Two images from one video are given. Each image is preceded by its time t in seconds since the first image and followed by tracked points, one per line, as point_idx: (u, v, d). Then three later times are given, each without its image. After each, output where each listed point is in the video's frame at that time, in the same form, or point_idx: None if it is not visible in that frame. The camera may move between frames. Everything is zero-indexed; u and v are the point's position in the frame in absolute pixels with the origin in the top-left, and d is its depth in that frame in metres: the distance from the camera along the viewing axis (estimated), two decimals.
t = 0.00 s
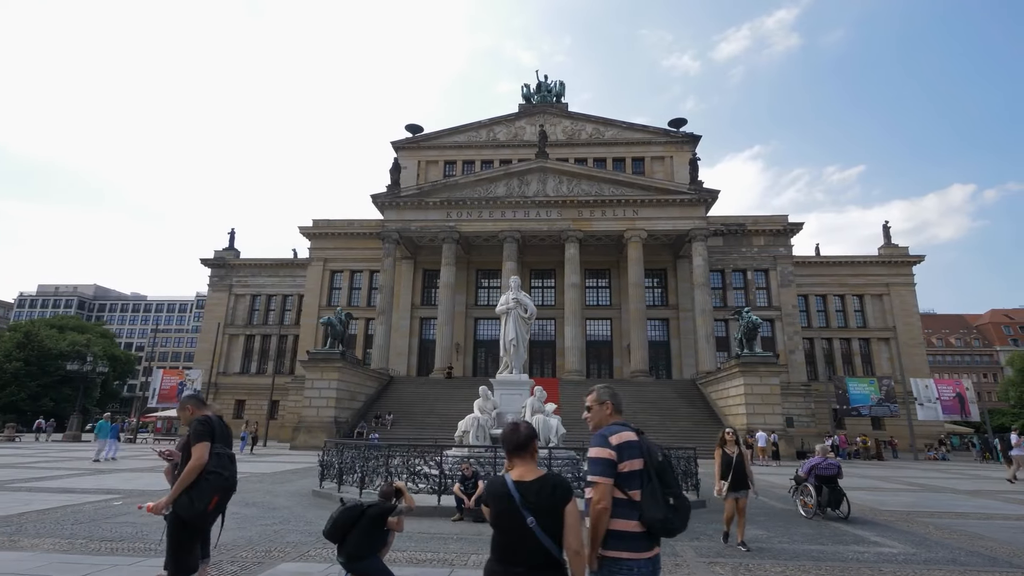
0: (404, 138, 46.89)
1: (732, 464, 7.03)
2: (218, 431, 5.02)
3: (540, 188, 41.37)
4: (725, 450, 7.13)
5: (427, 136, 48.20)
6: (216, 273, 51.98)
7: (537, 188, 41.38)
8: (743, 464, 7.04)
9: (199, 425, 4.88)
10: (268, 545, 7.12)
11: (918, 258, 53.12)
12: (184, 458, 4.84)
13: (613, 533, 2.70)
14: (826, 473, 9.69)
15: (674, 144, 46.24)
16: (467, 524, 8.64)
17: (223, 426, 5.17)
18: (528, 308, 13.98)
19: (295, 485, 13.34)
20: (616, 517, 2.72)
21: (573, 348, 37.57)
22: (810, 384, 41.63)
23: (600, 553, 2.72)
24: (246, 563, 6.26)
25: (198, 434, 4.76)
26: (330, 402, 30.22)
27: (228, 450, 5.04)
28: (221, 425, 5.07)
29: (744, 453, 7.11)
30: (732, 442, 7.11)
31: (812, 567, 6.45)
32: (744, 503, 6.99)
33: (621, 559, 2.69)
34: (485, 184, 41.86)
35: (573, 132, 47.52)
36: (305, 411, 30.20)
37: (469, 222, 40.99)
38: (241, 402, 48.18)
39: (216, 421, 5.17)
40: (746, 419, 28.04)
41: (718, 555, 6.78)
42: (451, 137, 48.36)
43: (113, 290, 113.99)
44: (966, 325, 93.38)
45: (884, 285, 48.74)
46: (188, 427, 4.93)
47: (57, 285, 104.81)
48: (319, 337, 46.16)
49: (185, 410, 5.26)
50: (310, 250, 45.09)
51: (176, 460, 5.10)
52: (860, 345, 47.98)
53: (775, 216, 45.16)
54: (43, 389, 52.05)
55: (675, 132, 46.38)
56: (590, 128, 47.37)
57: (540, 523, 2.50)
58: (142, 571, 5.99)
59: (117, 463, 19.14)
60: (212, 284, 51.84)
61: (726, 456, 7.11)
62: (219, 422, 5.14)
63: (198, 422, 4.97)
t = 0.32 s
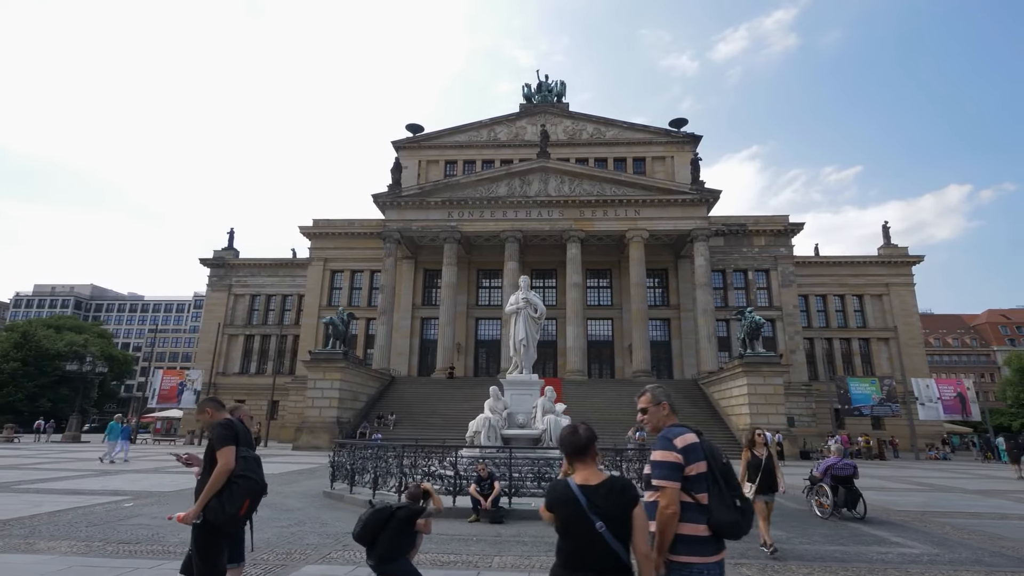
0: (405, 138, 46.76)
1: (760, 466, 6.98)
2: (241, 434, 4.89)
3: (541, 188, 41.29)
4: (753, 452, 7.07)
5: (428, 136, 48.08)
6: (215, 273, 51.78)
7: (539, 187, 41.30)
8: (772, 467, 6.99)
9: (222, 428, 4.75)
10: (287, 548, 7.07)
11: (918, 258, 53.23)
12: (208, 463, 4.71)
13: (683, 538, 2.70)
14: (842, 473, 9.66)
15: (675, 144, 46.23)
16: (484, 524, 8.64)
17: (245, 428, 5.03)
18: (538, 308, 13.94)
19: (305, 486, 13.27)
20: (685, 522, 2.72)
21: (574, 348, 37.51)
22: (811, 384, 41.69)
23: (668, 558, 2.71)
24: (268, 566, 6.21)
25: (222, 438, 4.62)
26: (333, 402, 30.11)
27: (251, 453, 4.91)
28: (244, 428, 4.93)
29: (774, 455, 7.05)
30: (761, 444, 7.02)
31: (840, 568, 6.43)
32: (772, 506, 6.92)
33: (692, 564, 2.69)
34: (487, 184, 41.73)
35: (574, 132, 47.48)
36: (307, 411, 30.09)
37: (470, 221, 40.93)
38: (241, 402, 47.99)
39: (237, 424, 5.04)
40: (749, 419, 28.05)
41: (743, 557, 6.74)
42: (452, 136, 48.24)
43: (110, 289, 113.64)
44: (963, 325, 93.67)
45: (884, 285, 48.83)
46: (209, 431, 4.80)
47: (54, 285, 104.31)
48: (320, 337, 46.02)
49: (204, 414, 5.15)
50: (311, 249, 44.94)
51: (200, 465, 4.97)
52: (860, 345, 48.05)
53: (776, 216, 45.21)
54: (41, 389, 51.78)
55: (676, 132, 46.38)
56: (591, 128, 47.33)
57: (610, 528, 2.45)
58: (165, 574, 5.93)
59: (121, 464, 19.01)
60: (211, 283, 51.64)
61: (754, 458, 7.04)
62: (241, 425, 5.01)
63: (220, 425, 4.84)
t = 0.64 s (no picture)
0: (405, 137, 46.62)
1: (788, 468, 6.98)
2: (264, 437, 4.67)
3: (542, 188, 41.22)
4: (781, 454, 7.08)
5: (428, 135, 47.93)
6: (212, 273, 51.48)
7: (540, 187, 41.23)
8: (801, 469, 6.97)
9: (245, 429, 4.53)
10: (307, 550, 7.00)
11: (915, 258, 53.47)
12: (229, 465, 4.49)
13: (753, 542, 2.65)
14: (858, 473, 9.66)
15: (675, 145, 46.29)
16: (501, 525, 8.57)
17: (268, 431, 4.79)
18: (548, 308, 13.91)
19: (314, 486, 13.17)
20: (755, 525, 2.67)
21: (575, 348, 37.48)
22: (811, 383, 41.80)
23: (740, 560, 2.66)
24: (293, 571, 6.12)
25: (245, 439, 4.40)
26: (334, 402, 29.98)
27: (273, 456, 4.66)
28: (267, 431, 4.71)
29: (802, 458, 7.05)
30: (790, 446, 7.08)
31: (867, 569, 6.43)
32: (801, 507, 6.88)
33: (763, 567, 2.65)
34: (487, 184, 41.63)
35: (574, 132, 47.47)
36: (308, 412, 29.94)
37: (470, 221, 40.86)
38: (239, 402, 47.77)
39: (260, 426, 4.83)
40: (752, 419, 28.08)
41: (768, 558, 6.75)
42: (451, 136, 48.13)
43: (105, 289, 113.00)
44: (958, 325, 94.18)
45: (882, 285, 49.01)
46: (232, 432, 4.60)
47: (47, 284, 103.54)
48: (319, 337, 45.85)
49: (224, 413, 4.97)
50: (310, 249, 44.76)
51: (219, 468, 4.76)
52: (858, 345, 48.22)
53: (775, 216, 45.32)
54: (36, 390, 51.38)
55: (676, 132, 46.43)
56: (591, 128, 47.33)
57: (688, 526, 2.39)
58: None
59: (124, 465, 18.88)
60: (208, 283, 51.33)
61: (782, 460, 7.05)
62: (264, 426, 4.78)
63: (244, 427, 4.63)
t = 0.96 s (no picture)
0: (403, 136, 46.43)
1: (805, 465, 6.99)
2: (288, 436, 4.46)
3: (541, 188, 41.18)
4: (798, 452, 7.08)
5: (426, 134, 47.78)
6: (208, 272, 51.08)
7: (539, 187, 41.18)
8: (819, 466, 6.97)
9: (268, 428, 4.33)
10: (325, 553, 6.91)
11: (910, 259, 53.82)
12: (250, 464, 4.31)
13: (816, 545, 2.61)
14: (869, 473, 9.68)
15: (673, 145, 46.39)
16: (514, 526, 8.51)
17: (293, 430, 4.57)
18: (555, 308, 13.89)
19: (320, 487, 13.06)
20: (818, 528, 2.63)
21: (575, 348, 37.48)
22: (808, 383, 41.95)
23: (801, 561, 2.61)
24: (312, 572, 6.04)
25: (268, 438, 4.22)
26: (334, 403, 29.82)
27: (297, 458, 4.42)
28: (292, 431, 4.49)
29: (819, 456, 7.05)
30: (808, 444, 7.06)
31: (889, 569, 6.43)
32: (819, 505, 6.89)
33: (826, 570, 2.60)
34: (486, 183, 41.55)
35: (572, 132, 47.47)
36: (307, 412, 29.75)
37: (469, 221, 40.75)
38: (234, 403, 47.48)
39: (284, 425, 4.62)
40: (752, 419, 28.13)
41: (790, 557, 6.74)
42: (450, 135, 48.01)
43: (96, 287, 112.10)
44: (950, 325, 94.82)
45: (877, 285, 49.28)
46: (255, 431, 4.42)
47: (39, 283, 102.58)
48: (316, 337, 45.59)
49: (250, 413, 4.85)
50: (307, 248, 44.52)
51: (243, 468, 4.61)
52: (854, 345, 48.46)
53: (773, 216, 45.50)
54: (28, 390, 50.83)
55: (675, 132, 46.52)
56: (590, 128, 47.35)
57: (758, 526, 2.35)
58: None
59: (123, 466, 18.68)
60: (203, 283, 50.92)
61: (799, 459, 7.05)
62: (288, 426, 4.57)
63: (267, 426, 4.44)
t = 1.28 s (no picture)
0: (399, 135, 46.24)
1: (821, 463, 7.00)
2: (305, 435, 4.26)
3: (538, 188, 41.13)
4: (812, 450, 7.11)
5: (422, 133, 47.63)
6: (201, 271, 50.59)
7: (535, 187, 41.14)
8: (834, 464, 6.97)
9: (281, 428, 4.15)
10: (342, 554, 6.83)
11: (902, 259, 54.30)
12: (267, 465, 4.16)
13: (884, 547, 2.57)
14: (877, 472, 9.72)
15: (669, 146, 46.53)
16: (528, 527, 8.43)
17: (311, 427, 4.36)
18: (560, 307, 13.84)
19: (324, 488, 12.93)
20: (888, 529, 2.59)
21: (572, 348, 37.50)
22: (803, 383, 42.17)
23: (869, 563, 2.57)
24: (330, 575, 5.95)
25: (278, 438, 4.05)
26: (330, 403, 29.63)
27: (314, 457, 4.21)
28: (309, 429, 4.28)
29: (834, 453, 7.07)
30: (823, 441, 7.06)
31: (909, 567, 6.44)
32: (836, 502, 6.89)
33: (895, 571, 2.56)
34: (483, 183, 41.46)
35: (569, 132, 47.50)
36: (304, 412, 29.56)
37: (465, 220, 40.63)
38: (228, 403, 47.07)
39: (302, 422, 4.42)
40: (750, 419, 28.19)
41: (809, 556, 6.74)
42: (446, 135, 47.89)
43: (86, 286, 110.94)
44: (940, 326, 95.77)
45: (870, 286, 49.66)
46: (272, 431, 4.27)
47: (26, 283, 101.37)
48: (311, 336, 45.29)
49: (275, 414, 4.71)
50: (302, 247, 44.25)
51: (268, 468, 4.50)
52: (847, 345, 48.84)
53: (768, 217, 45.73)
54: (17, 390, 50.18)
55: (671, 133, 46.65)
56: (586, 128, 47.41)
57: (835, 527, 2.31)
58: None
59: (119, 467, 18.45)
60: (196, 282, 50.44)
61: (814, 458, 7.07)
62: (306, 423, 4.36)
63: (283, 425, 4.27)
